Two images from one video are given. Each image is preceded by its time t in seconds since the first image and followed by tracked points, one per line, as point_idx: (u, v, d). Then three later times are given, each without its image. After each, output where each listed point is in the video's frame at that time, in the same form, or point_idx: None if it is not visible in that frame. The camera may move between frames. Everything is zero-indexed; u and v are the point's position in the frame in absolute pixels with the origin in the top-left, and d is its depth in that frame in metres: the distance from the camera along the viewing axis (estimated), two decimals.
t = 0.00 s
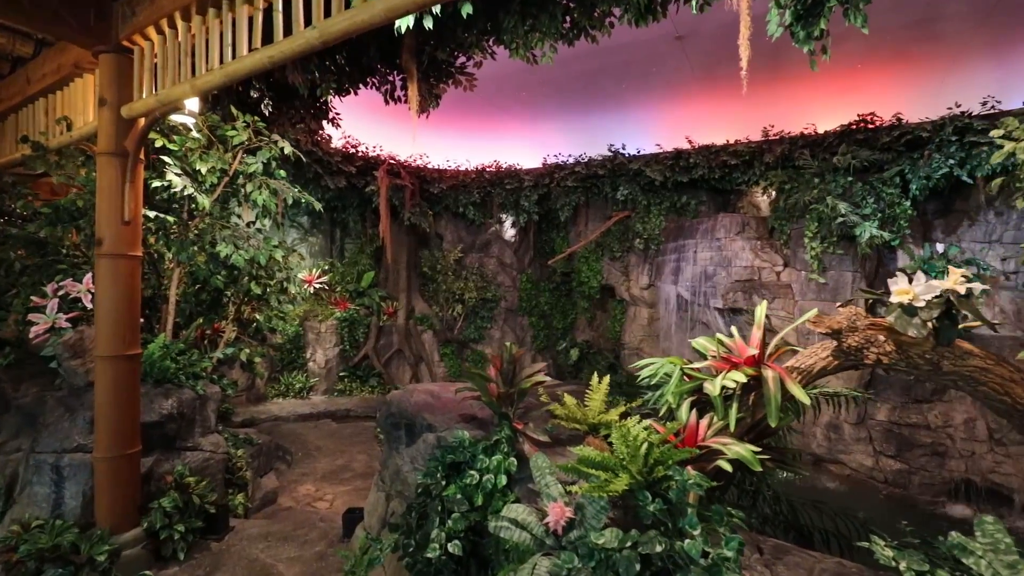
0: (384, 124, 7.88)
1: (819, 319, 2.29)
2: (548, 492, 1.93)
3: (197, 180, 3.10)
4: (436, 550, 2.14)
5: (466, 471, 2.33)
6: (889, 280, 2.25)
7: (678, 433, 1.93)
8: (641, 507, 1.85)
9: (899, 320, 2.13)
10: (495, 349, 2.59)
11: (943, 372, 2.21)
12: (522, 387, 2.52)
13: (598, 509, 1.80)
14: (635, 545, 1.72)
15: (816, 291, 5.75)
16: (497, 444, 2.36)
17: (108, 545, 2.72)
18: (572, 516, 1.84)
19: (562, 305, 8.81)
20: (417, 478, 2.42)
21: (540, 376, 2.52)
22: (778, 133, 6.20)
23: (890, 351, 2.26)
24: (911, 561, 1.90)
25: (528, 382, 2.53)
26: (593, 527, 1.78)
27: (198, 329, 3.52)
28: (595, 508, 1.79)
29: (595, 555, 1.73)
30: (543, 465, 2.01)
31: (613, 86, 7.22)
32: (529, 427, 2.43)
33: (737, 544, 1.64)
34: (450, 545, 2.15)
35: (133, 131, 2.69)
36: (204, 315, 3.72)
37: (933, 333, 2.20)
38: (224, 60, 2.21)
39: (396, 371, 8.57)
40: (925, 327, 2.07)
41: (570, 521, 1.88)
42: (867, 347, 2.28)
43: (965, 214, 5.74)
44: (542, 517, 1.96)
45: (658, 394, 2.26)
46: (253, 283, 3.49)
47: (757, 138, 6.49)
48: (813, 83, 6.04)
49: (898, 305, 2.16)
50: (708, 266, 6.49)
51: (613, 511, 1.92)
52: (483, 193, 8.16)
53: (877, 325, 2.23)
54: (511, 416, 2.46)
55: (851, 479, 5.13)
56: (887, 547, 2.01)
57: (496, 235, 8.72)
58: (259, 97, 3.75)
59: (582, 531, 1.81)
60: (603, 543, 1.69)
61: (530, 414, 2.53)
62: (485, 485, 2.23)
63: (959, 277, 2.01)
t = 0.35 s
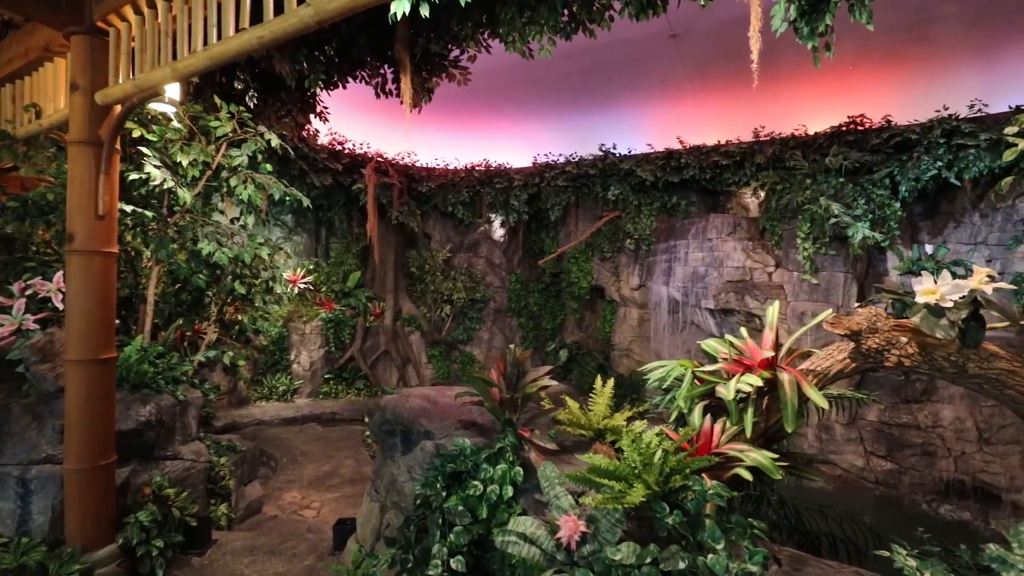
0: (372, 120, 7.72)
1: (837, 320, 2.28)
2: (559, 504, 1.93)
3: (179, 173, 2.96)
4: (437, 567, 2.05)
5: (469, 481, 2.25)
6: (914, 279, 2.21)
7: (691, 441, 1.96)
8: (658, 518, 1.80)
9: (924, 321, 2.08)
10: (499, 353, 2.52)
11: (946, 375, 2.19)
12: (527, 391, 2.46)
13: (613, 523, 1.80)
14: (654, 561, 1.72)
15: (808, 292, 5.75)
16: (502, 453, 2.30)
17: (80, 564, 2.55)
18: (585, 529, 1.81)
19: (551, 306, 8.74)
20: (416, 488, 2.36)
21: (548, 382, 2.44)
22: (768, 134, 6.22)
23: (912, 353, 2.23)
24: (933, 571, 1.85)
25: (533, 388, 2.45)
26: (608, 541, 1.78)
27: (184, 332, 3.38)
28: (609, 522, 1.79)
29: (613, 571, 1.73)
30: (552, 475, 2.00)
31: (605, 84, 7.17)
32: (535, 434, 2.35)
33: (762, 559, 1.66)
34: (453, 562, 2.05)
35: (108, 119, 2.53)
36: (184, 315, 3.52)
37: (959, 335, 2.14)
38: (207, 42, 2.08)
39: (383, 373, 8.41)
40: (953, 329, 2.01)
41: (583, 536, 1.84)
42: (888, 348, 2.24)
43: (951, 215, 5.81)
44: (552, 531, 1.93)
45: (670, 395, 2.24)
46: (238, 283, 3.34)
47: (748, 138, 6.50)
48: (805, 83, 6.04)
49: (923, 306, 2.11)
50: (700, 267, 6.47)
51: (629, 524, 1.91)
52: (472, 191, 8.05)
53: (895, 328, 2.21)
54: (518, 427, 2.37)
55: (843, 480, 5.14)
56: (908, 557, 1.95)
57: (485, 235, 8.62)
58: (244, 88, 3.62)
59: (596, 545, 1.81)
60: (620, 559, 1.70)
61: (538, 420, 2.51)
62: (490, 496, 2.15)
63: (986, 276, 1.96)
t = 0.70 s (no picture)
0: (362, 115, 7.58)
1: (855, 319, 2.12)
2: (574, 514, 1.88)
3: (161, 165, 2.81)
4: None
5: (476, 490, 2.20)
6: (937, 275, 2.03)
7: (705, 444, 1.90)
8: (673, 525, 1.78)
9: (951, 320, 1.90)
10: (504, 354, 2.49)
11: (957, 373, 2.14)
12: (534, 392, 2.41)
13: (632, 532, 1.75)
14: (678, 573, 1.68)
15: (801, 291, 5.76)
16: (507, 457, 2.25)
17: None
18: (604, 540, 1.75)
19: (540, 306, 8.69)
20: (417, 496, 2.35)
21: (559, 384, 2.38)
22: (758, 134, 6.24)
23: (935, 353, 2.08)
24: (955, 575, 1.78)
25: (541, 390, 2.40)
26: (627, 553, 1.72)
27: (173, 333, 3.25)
28: (629, 531, 1.74)
29: None
30: (564, 482, 1.95)
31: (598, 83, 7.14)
32: (545, 439, 2.28)
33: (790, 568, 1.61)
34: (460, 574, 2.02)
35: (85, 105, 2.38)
36: (165, 315, 3.38)
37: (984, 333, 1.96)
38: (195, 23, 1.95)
39: (370, 374, 8.27)
40: (982, 329, 1.85)
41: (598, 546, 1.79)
42: (910, 348, 2.09)
43: (937, 217, 5.88)
44: (565, 541, 1.88)
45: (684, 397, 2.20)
46: (223, 281, 3.21)
47: (739, 139, 6.52)
48: (797, 84, 6.07)
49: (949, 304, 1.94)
50: (692, 267, 6.45)
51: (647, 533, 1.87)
52: (462, 189, 7.94)
53: (918, 326, 2.06)
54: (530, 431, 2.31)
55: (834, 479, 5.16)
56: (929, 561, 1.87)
57: (474, 234, 8.53)
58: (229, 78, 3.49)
59: (614, 557, 1.74)
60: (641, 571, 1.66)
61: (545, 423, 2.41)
62: (498, 505, 2.10)
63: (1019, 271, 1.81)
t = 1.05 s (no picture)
0: (348, 110, 7.40)
1: (873, 318, 2.07)
2: (590, 522, 1.90)
3: (140, 155, 2.66)
4: None
5: (483, 498, 2.17)
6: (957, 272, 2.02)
7: (720, 448, 1.91)
8: (694, 532, 1.78)
9: (976, 318, 1.93)
10: (513, 355, 2.45)
11: (965, 370, 2.13)
12: (541, 396, 2.38)
13: (654, 542, 1.78)
14: None
15: (789, 291, 5.80)
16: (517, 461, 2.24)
17: None
18: (626, 552, 1.75)
19: (526, 306, 8.66)
20: (420, 505, 2.27)
21: (570, 387, 2.35)
22: (745, 135, 6.30)
23: (955, 350, 2.05)
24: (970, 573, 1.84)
25: (550, 393, 2.37)
26: (650, 562, 1.76)
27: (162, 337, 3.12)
28: (651, 541, 1.78)
29: None
30: (578, 488, 1.96)
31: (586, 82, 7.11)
32: (558, 444, 2.25)
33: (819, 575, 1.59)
34: None
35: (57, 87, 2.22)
36: (140, 315, 3.21)
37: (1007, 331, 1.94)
38: None
39: (354, 376, 8.09)
40: (1007, 328, 1.87)
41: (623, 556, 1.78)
42: (928, 347, 2.06)
43: (917, 218, 5.99)
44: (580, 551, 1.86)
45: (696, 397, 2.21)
46: (205, 279, 3.06)
47: (726, 139, 6.59)
48: (784, 85, 6.10)
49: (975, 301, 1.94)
50: (680, 267, 6.46)
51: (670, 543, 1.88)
52: (448, 187, 7.83)
53: (940, 324, 2.03)
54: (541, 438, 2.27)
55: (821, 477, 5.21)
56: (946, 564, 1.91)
57: (460, 233, 8.43)
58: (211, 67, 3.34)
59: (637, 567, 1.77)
60: None
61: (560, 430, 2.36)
62: (507, 513, 2.06)
63: None
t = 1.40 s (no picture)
0: (328, 106, 7.20)
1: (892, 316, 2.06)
2: (614, 532, 1.91)
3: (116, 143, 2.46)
4: None
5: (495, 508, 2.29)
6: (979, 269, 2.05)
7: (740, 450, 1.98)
8: (719, 539, 1.84)
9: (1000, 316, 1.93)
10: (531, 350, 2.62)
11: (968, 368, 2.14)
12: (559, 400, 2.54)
13: (682, 551, 1.82)
14: None
15: (775, 291, 5.86)
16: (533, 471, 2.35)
17: None
18: (656, 563, 1.78)
19: (509, 306, 8.64)
20: (428, 516, 2.38)
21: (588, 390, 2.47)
22: (730, 137, 6.34)
23: (975, 348, 2.06)
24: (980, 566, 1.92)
25: (563, 395, 2.55)
26: (679, 571, 1.79)
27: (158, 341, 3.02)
28: (679, 550, 1.81)
29: None
30: (602, 497, 1.98)
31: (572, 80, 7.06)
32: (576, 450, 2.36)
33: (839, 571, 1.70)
34: None
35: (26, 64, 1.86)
36: (114, 315, 3.02)
37: None
38: None
39: (334, 378, 7.87)
40: None
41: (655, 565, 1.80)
42: (948, 346, 2.07)
43: (894, 220, 6.10)
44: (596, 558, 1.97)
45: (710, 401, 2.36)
46: (185, 277, 2.91)
47: (711, 140, 6.62)
48: (769, 87, 6.15)
49: (998, 299, 1.96)
50: (666, 267, 6.49)
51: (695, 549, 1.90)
52: (432, 185, 7.70)
53: (962, 322, 2.04)
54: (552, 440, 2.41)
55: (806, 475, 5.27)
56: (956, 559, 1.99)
57: (443, 232, 8.33)
58: (190, 54, 3.18)
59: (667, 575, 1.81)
60: None
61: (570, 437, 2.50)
62: (522, 523, 2.18)
63: None
